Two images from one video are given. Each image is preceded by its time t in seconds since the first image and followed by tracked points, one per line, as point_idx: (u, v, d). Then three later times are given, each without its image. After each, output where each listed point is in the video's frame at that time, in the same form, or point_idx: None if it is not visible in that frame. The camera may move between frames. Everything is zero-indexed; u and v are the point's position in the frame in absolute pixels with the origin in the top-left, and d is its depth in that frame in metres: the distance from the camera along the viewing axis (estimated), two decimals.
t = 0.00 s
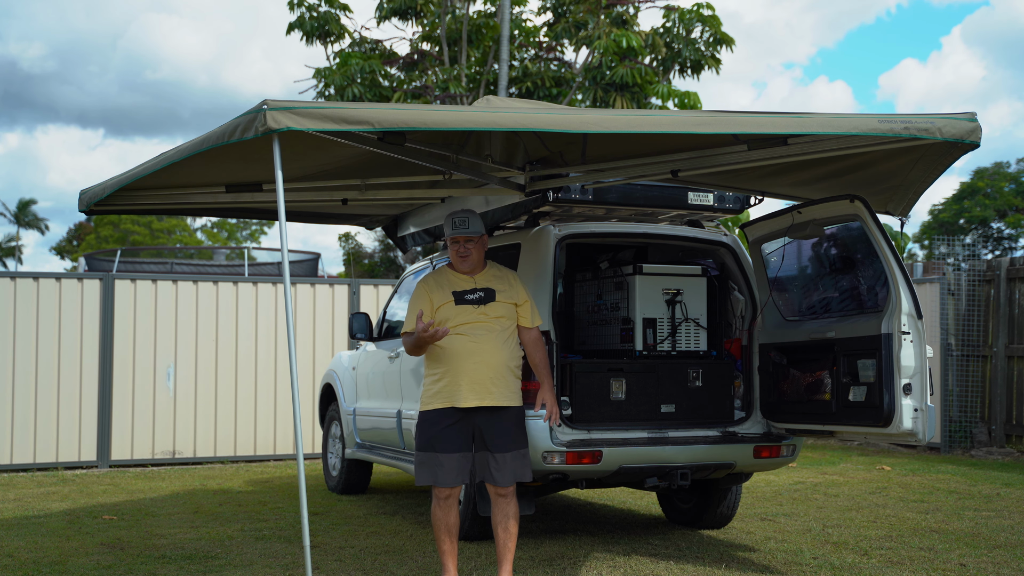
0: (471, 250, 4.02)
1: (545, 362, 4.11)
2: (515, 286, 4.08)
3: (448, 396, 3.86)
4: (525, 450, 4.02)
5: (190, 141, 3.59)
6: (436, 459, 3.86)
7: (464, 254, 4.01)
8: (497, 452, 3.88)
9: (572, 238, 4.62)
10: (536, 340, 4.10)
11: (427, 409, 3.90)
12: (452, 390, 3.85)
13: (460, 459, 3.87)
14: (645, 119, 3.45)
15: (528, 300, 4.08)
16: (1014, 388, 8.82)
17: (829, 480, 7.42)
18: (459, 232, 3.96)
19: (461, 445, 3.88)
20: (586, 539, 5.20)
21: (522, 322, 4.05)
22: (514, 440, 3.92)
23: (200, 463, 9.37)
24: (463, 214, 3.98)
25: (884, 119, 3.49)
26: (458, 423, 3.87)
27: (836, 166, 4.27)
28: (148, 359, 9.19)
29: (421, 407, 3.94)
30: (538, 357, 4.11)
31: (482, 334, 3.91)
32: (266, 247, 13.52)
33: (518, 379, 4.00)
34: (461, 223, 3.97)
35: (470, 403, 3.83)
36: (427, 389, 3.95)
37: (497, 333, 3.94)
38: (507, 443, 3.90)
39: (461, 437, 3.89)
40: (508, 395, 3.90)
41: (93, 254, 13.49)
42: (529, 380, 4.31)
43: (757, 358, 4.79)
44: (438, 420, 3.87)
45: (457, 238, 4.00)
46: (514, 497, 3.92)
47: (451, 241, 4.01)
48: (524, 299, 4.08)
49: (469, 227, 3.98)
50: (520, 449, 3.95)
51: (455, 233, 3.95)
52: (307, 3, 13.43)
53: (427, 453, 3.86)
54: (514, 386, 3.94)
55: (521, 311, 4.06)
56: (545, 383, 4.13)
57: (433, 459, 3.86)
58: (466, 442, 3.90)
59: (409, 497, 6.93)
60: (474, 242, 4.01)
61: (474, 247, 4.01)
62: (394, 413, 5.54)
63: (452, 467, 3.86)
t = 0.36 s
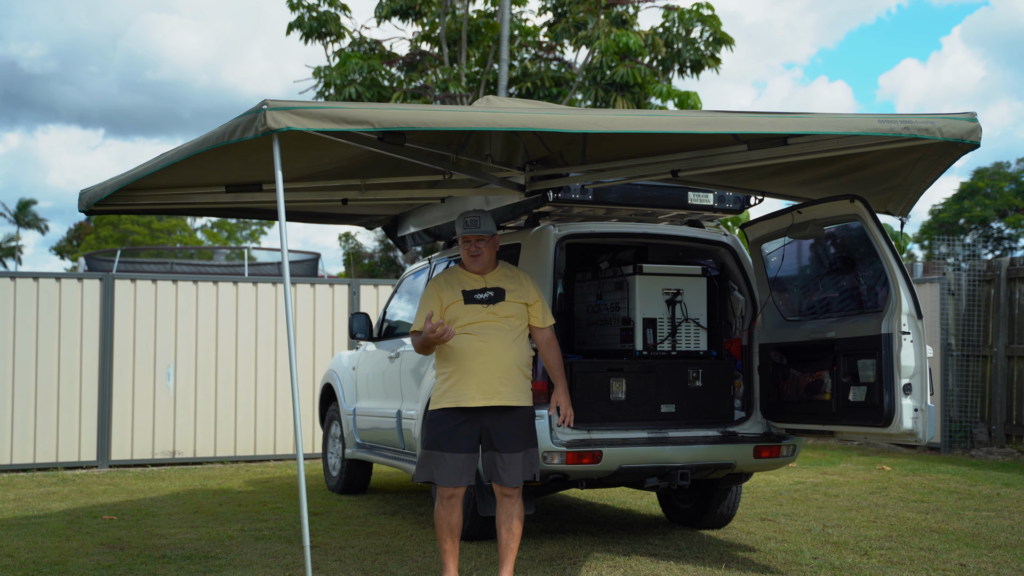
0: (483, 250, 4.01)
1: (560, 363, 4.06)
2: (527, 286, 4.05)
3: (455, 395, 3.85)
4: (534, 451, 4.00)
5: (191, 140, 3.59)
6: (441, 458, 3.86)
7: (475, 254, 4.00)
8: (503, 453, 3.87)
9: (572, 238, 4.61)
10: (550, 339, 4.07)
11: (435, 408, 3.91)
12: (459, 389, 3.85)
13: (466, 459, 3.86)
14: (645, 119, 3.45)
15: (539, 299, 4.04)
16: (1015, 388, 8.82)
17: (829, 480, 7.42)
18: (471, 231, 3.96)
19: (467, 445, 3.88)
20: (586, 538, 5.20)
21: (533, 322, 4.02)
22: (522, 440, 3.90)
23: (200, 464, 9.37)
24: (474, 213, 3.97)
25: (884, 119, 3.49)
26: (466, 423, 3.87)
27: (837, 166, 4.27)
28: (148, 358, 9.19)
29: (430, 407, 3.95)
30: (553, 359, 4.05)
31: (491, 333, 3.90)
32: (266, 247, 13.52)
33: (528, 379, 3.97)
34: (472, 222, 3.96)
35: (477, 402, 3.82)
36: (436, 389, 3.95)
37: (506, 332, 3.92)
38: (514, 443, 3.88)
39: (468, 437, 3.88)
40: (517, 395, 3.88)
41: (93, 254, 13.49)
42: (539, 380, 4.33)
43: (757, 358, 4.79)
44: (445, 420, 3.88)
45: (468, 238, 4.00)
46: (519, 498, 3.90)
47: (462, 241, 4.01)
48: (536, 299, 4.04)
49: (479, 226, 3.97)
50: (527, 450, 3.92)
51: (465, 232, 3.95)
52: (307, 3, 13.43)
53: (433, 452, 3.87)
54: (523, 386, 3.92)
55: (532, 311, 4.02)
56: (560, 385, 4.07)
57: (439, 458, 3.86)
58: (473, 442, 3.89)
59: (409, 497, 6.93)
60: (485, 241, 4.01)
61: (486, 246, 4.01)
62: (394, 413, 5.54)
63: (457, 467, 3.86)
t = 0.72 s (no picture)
0: (498, 251, 4.01)
1: (570, 366, 4.03)
2: (540, 287, 4.06)
3: (466, 395, 3.85)
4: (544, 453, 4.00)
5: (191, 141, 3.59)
6: (449, 459, 3.86)
7: (491, 255, 4.00)
8: (511, 454, 3.87)
9: (572, 238, 4.61)
10: (561, 342, 4.04)
11: (445, 408, 3.91)
12: (470, 389, 3.85)
13: (474, 459, 3.86)
14: (645, 118, 3.45)
15: (552, 302, 4.04)
16: (1014, 388, 8.82)
17: (829, 480, 7.42)
18: (489, 232, 3.95)
19: (475, 445, 3.87)
20: (586, 538, 5.21)
21: (545, 324, 4.02)
22: (530, 441, 3.90)
23: (200, 464, 9.37)
24: (491, 214, 3.97)
25: (883, 119, 3.49)
26: (475, 423, 3.87)
27: (836, 166, 4.27)
28: (148, 358, 9.20)
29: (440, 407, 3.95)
30: (563, 361, 4.02)
31: (503, 333, 3.90)
32: (266, 247, 13.52)
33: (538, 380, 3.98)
34: (490, 223, 3.95)
35: (488, 402, 3.82)
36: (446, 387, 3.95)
37: (517, 333, 3.93)
38: (523, 444, 3.88)
39: (476, 437, 3.87)
40: (527, 395, 3.89)
41: (93, 254, 13.50)
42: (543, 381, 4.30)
43: (757, 358, 4.79)
44: (454, 419, 3.88)
45: (485, 238, 3.99)
46: (525, 499, 3.90)
47: (479, 241, 4.01)
48: (548, 301, 4.05)
49: (497, 228, 3.96)
50: (535, 451, 3.92)
51: (483, 233, 3.95)
52: (307, 3, 13.43)
53: (442, 452, 3.87)
54: (533, 387, 3.92)
55: (544, 313, 4.02)
56: (568, 386, 4.02)
57: (447, 458, 3.86)
58: (481, 442, 3.88)
59: (408, 497, 6.93)
60: (501, 242, 4.00)
61: (502, 248, 4.01)
62: (394, 413, 5.54)
63: (465, 467, 3.85)
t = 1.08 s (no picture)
0: (509, 249, 4.02)
1: (578, 371, 4.07)
2: (550, 290, 4.06)
3: (474, 394, 3.84)
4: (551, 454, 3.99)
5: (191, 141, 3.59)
6: (456, 459, 3.85)
7: (502, 252, 4.01)
8: (517, 454, 3.86)
9: (572, 238, 4.61)
10: (570, 346, 4.07)
11: (453, 407, 3.90)
12: (478, 388, 3.84)
13: (480, 460, 3.85)
14: (644, 119, 3.45)
15: (562, 306, 4.05)
16: (1015, 389, 8.82)
17: (830, 480, 7.42)
18: (501, 229, 3.98)
19: (482, 445, 3.86)
20: (586, 539, 5.20)
21: (555, 327, 4.03)
22: (537, 442, 3.89)
23: (200, 463, 9.37)
24: (506, 214, 4.00)
25: (883, 119, 3.50)
26: (483, 423, 3.86)
27: (836, 166, 4.27)
28: (148, 359, 9.20)
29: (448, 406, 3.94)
30: (573, 365, 4.07)
31: (512, 334, 3.89)
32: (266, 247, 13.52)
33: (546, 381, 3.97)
34: (503, 221, 3.99)
35: (496, 402, 3.81)
36: (454, 387, 3.94)
37: (527, 333, 3.92)
38: (529, 444, 3.87)
39: (483, 438, 3.87)
40: (536, 396, 3.88)
41: (93, 254, 13.50)
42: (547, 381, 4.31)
43: (757, 358, 4.79)
44: (462, 419, 3.87)
45: (498, 235, 4.02)
46: (529, 500, 3.89)
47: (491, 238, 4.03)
48: (558, 304, 4.04)
49: (510, 226, 3.99)
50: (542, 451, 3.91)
51: (496, 229, 3.97)
52: (307, 3, 13.44)
53: (448, 452, 3.86)
54: (541, 388, 3.92)
55: (554, 316, 4.03)
56: (578, 393, 4.07)
57: (453, 459, 3.84)
58: (488, 443, 3.87)
59: (408, 497, 6.93)
60: (513, 240, 4.03)
61: (513, 246, 4.03)
62: (394, 413, 5.54)
63: (470, 468, 3.84)
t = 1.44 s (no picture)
0: (515, 251, 4.03)
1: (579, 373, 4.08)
2: (553, 292, 4.06)
3: (477, 394, 3.84)
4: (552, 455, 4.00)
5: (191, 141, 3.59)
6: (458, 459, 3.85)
7: (508, 254, 4.02)
8: (519, 454, 3.86)
9: (572, 238, 4.61)
10: (571, 348, 4.08)
11: (456, 407, 3.89)
12: (481, 389, 3.83)
13: (482, 460, 3.85)
14: (644, 120, 3.45)
15: (564, 307, 4.05)
16: (1014, 389, 8.82)
17: (830, 480, 7.42)
18: (507, 232, 3.97)
19: (484, 446, 3.86)
20: (586, 538, 5.20)
21: (556, 328, 4.03)
22: (539, 442, 3.89)
23: (200, 463, 9.37)
24: (511, 215, 4.00)
25: (883, 119, 3.50)
26: (486, 423, 3.86)
27: (836, 166, 4.27)
28: (148, 359, 9.20)
29: (450, 407, 3.93)
30: (573, 368, 4.07)
31: (515, 333, 3.89)
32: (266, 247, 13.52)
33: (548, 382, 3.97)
34: (508, 223, 3.99)
35: (500, 402, 3.81)
36: (456, 387, 3.93)
37: (530, 333, 3.92)
38: (531, 444, 3.88)
39: (486, 438, 3.87)
40: (538, 396, 3.88)
41: (93, 254, 13.50)
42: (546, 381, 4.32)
43: (757, 358, 4.79)
44: (465, 419, 3.86)
45: (503, 238, 4.02)
46: (531, 501, 3.89)
47: (496, 241, 4.02)
48: (560, 306, 4.05)
49: (515, 228, 4.00)
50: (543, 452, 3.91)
51: (501, 231, 3.97)
52: (307, 3, 13.44)
53: (451, 452, 3.85)
54: (543, 388, 3.92)
55: (557, 318, 4.03)
56: (579, 394, 4.07)
57: (455, 459, 3.84)
58: (490, 443, 3.87)
59: (408, 497, 6.93)
60: (519, 242, 4.03)
61: (518, 248, 4.03)
62: (394, 413, 5.54)
63: (473, 468, 3.84)
